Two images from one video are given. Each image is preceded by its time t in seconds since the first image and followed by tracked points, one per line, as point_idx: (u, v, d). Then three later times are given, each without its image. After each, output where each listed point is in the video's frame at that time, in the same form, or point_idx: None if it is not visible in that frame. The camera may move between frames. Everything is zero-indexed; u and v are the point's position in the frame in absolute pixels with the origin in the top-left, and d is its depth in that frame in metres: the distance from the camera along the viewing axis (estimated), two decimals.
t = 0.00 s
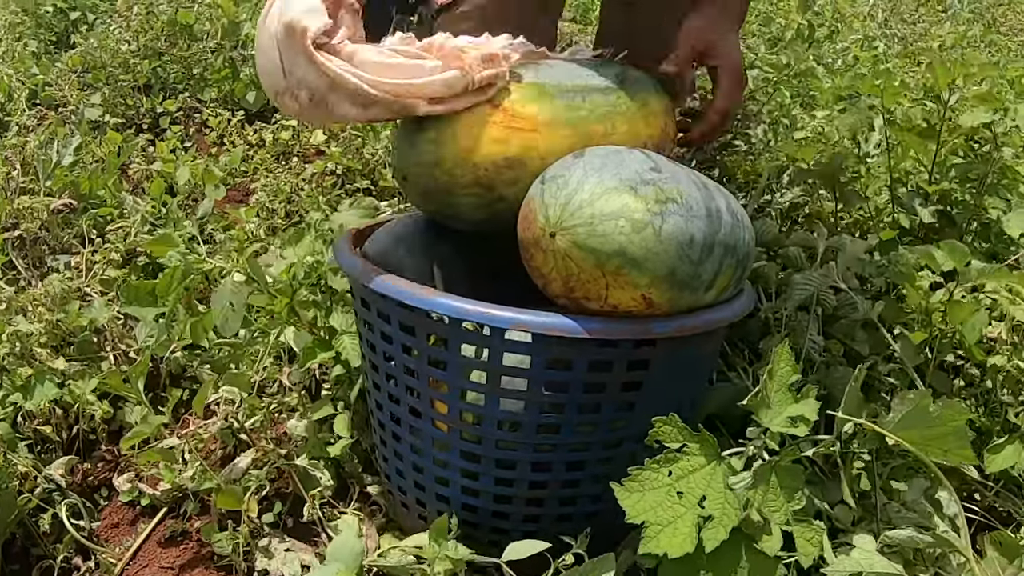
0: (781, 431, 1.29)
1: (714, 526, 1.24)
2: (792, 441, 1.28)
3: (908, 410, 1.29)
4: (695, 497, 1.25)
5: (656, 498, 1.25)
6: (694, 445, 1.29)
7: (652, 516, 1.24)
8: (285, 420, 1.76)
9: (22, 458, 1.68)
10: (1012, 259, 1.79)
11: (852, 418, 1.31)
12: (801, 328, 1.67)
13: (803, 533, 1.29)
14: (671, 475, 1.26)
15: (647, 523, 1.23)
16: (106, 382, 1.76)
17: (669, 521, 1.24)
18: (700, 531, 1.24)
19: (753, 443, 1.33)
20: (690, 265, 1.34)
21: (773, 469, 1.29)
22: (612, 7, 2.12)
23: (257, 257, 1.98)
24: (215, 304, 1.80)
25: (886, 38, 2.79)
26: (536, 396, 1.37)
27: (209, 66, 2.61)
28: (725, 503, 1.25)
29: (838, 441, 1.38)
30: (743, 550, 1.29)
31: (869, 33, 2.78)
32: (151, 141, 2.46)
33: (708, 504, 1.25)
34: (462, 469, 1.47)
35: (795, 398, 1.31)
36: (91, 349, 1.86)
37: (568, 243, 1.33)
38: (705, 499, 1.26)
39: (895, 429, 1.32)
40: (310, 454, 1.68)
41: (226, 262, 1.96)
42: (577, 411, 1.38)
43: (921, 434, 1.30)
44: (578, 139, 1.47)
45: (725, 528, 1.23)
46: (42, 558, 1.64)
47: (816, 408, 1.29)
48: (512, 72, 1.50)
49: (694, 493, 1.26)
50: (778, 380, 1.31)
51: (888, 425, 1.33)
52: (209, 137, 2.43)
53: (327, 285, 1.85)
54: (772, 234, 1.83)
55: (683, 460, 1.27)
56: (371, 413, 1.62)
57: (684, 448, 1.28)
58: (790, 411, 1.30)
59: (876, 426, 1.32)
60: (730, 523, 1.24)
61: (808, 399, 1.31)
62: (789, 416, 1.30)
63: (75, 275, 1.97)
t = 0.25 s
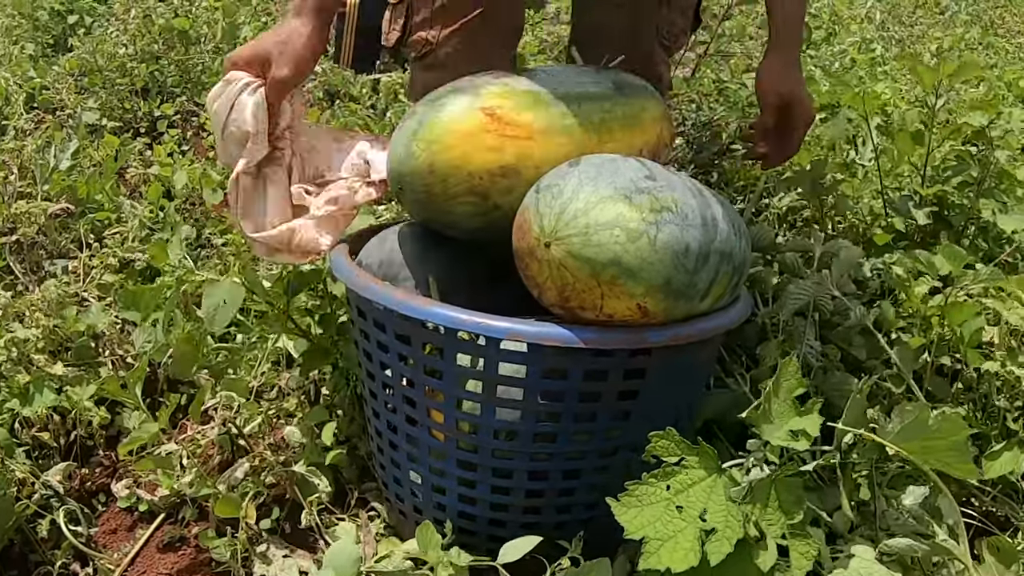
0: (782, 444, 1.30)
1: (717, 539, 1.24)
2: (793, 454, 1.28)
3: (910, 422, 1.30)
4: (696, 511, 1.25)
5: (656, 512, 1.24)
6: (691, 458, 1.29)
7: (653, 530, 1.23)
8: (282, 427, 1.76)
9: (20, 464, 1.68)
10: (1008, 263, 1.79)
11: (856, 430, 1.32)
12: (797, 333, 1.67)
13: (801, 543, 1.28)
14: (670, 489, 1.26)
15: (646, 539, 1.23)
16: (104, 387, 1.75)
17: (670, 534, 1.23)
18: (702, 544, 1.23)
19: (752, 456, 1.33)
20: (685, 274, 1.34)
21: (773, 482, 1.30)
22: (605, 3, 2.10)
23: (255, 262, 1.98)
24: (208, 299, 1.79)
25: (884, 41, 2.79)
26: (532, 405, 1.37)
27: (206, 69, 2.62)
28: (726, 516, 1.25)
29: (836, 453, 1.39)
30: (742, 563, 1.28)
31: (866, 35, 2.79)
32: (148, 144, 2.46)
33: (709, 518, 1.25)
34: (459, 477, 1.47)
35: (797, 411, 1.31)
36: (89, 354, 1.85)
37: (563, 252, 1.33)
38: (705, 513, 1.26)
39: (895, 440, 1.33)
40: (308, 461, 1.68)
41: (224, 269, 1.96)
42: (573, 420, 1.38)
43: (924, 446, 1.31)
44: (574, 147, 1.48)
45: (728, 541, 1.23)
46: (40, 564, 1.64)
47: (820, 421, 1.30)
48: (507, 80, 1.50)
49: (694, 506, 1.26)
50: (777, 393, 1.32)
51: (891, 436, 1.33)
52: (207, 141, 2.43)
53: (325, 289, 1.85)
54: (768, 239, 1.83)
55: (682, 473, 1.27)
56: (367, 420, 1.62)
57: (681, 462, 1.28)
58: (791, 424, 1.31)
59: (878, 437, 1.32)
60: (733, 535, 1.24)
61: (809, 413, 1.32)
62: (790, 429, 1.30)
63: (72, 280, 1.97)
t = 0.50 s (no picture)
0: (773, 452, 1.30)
1: (705, 545, 1.24)
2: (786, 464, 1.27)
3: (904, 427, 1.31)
4: (693, 516, 1.25)
5: (659, 514, 1.25)
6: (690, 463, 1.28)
7: (656, 533, 1.24)
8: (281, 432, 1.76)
9: (19, 469, 1.68)
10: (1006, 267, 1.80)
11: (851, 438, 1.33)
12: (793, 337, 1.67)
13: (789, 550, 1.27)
14: (674, 492, 1.26)
15: (653, 540, 1.24)
16: (103, 392, 1.76)
17: (670, 537, 1.24)
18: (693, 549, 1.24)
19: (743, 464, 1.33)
20: (683, 280, 1.34)
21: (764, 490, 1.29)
22: None
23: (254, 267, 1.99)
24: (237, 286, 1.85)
25: (882, 43, 2.80)
26: (531, 411, 1.37)
27: (204, 72, 2.63)
28: (716, 522, 1.25)
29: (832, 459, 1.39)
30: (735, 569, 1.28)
31: (864, 37, 2.79)
32: (147, 147, 2.47)
33: (701, 523, 1.25)
34: (458, 482, 1.47)
35: (790, 417, 1.31)
36: (88, 358, 1.85)
37: (562, 259, 1.33)
38: (700, 518, 1.25)
39: (893, 445, 1.34)
40: (307, 467, 1.68)
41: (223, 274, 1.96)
42: (572, 425, 1.38)
43: (920, 454, 1.32)
44: (572, 153, 1.48)
45: (714, 548, 1.23)
46: (39, 569, 1.64)
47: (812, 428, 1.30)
48: (505, 86, 1.51)
49: (692, 512, 1.25)
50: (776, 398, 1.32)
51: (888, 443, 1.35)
52: (206, 144, 2.45)
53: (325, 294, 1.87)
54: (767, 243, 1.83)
55: (682, 477, 1.26)
56: (366, 426, 1.63)
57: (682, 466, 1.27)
58: (784, 430, 1.31)
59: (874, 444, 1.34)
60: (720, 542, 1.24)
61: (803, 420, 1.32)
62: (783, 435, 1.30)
63: (71, 284, 1.97)
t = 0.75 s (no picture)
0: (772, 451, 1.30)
1: (711, 548, 1.19)
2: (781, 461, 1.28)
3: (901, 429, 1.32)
4: (695, 519, 1.20)
5: (661, 521, 1.18)
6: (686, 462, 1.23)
7: (657, 540, 1.17)
8: (281, 435, 1.76)
9: (20, 473, 1.68)
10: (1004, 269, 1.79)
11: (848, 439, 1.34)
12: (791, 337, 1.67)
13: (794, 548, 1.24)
14: (675, 497, 1.19)
15: (654, 547, 1.17)
16: (103, 395, 1.76)
17: (673, 543, 1.17)
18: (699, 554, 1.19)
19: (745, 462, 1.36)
20: (681, 284, 1.35)
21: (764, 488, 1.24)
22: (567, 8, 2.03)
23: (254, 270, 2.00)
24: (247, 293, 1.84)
25: (882, 43, 2.80)
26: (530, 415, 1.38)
27: (204, 75, 2.65)
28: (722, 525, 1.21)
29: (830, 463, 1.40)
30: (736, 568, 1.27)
31: (864, 37, 2.80)
32: (147, 150, 2.49)
33: (706, 526, 1.20)
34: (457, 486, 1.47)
35: (787, 417, 1.32)
36: (89, 362, 1.86)
37: (560, 263, 1.34)
38: (702, 520, 1.20)
39: (889, 448, 1.35)
40: (308, 470, 1.68)
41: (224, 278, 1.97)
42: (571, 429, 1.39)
43: (917, 457, 1.32)
44: (571, 156, 1.49)
45: (721, 550, 1.20)
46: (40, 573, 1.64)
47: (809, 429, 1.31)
48: (503, 90, 1.51)
49: (694, 515, 1.20)
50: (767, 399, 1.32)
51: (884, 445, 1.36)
52: (206, 147, 2.47)
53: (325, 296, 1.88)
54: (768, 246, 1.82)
55: (682, 481, 1.20)
56: (366, 429, 1.63)
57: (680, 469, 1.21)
58: (781, 430, 1.31)
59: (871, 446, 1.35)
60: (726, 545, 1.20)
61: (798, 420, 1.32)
62: (780, 435, 1.31)
63: (72, 288, 1.98)
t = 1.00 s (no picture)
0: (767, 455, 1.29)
1: (698, 549, 1.18)
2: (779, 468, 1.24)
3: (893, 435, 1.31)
4: (682, 520, 1.19)
5: (647, 520, 1.18)
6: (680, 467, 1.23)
7: (642, 537, 1.17)
8: (281, 439, 1.77)
9: (21, 478, 1.69)
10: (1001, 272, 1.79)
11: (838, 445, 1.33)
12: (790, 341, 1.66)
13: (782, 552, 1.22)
14: (663, 497, 1.20)
15: (638, 545, 1.17)
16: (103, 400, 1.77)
17: (657, 542, 1.17)
18: (683, 554, 1.18)
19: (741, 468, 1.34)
20: (679, 290, 1.35)
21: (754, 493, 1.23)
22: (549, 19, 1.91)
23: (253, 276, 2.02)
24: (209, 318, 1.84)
25: (880, 43, 2.80)
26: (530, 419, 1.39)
27: (203, 78, 2.66)
28: (709, 525, 1.20)
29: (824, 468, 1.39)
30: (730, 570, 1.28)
31: (863, 38, 2.80)
32: (147, 153, 2.51)
33: (693, 527, 1.20)
34: (457, 489, 1.48)
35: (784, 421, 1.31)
36: (89, 366, 1.87)
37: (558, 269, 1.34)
38: (690, 522, 1.20)
39: (879, 454, 1.34)
40: (308, 475, 1.69)
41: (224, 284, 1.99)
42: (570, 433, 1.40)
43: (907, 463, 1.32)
44: (571, 162, 1.49)
45: (708, 551, 1.18)
46: None
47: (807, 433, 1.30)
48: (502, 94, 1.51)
49: (680, 516, 1.20)
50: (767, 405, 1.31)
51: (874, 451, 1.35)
52: (206, 149, 2.49)
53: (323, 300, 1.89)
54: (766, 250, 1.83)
55: (672, 482, 1.21)
56: (366, 433, 1.64)
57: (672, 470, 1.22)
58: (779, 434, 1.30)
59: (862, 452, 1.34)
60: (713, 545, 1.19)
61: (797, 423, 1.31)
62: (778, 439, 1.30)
63: (72, 292, 1.99)
